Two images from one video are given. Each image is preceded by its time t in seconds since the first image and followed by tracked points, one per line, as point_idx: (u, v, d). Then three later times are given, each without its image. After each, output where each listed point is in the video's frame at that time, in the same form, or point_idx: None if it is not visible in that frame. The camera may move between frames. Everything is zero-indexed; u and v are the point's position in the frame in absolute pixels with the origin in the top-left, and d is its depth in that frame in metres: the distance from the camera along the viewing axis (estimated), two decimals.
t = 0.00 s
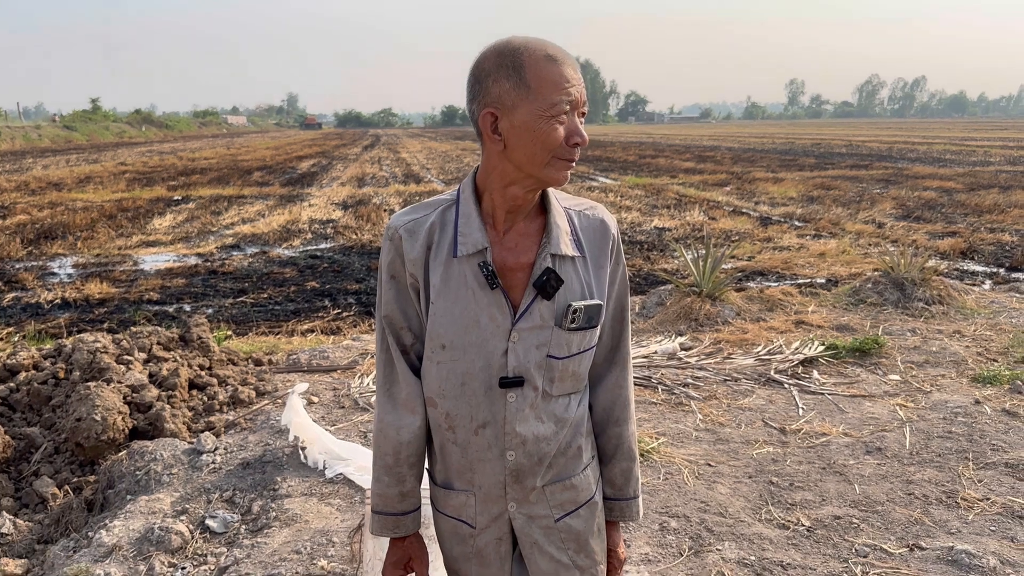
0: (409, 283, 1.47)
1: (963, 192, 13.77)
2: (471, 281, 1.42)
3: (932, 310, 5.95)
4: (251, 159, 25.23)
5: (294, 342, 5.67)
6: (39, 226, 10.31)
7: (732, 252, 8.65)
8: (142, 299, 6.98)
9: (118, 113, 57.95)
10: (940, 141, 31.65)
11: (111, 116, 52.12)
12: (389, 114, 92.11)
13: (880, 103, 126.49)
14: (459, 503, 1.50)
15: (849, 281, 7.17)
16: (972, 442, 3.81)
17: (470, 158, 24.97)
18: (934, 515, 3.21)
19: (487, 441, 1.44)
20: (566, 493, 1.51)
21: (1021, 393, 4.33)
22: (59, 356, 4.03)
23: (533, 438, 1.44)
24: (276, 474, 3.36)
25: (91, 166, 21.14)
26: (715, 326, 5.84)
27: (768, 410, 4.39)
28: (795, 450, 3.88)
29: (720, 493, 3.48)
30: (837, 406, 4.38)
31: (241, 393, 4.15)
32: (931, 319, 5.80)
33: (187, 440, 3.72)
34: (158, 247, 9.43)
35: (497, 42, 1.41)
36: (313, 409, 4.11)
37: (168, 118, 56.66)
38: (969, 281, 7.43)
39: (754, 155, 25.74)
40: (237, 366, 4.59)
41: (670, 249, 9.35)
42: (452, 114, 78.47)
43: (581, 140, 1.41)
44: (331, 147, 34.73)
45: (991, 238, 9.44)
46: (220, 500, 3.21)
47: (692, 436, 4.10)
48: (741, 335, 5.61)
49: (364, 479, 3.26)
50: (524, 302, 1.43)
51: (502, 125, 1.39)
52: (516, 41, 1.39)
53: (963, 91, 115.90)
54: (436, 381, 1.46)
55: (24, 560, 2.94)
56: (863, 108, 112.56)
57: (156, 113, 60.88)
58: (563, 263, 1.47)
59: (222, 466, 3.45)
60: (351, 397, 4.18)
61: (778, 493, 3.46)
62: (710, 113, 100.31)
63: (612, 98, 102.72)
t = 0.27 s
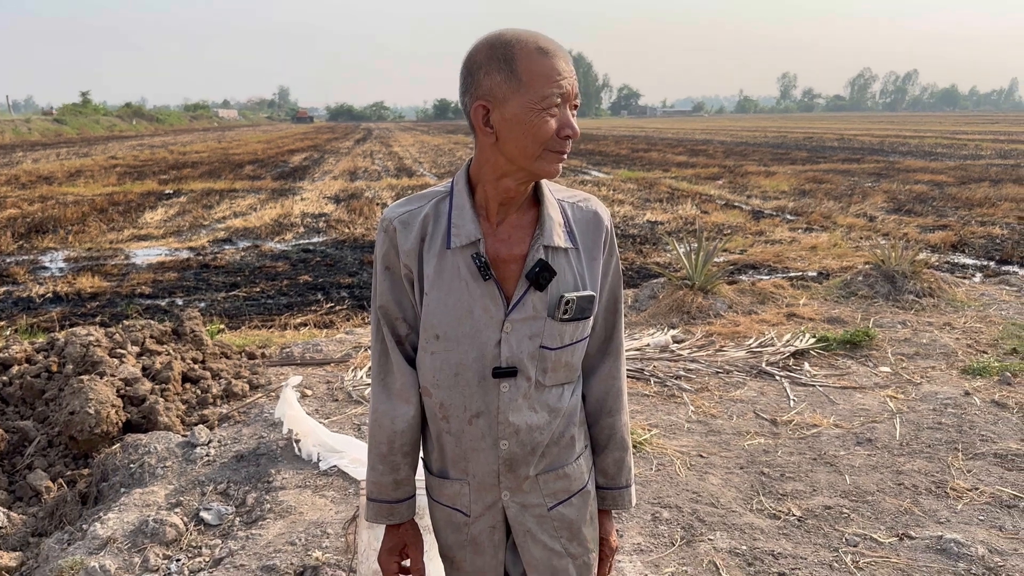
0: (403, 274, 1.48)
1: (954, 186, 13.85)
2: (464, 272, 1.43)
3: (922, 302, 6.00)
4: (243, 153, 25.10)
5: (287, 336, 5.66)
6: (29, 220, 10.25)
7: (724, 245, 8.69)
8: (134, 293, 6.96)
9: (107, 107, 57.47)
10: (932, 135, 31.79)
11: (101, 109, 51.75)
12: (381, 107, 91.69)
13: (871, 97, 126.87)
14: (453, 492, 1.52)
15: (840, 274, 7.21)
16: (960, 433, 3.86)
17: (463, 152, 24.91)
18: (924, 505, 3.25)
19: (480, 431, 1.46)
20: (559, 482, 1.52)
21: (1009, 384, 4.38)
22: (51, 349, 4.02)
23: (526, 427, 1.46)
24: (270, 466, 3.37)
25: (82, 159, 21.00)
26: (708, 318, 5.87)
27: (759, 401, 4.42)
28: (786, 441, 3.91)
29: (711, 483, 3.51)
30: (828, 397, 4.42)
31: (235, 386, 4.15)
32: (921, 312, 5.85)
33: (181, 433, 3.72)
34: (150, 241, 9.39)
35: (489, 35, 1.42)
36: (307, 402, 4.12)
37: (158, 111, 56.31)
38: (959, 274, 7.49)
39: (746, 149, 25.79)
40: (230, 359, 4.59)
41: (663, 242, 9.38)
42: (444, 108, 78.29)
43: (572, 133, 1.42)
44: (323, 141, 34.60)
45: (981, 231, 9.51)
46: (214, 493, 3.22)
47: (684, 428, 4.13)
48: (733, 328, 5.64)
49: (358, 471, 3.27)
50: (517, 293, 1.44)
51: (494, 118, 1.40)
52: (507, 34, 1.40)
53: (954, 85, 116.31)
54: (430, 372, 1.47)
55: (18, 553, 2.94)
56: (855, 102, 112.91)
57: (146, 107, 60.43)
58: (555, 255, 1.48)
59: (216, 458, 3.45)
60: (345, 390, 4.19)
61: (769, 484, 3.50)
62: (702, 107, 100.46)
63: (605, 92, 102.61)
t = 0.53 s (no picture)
0: (403, 268, 1.47)
1: (944, 181, 13.93)
2: (463, 267, 1.42)
3: (914, 297, 6.03)
4: (234, 148, 24.94)
5: (280, 331, 5.64)
6: (18, 215, 10.16)
7: (718, 240, 8.71)
8: (126, 288, 6.91)
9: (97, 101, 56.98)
10: (922, 131, 31.95)
11: (90, 104, 51.37)
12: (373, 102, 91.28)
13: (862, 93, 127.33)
14: (452, 487, 1.51)
15: (833, 269, 7.24)
16: (953, 426, 3.88)
17: (455, 147, 24.85)
18: (917, 499, 3.27)
19: (479, 425, 1.45)
20: (558, 477, 1.52)
21: (1001, 377, 4.41)
22: (43, 345, 3.99)
23: (525, 422, 1.45)
24: (264, 462, 3.35)
25: (71, 155, 20.85)
26: (701, 313, 5.89)
27: (753, 396, 4.44)
28: (780, 436, 3.93)
29: (707, 477, 3.53)
30: (822, 391, 4.44)
31: (228, 382, 4.13)
32: (914, 306, 5.88)
33: (174, 430, 3.70)
34: (141, 236, 9.33)
35: (487, 30, 1.41)
36: (301, 398, 4.10)
37: (148, 106, 55.93)
38: (951, 268, 7.53)
39: (738, 144, 25.84)
40: (224, 355, 4.56)
41: (656, 237, 9.39)
42: (436, 102, 78.07)
43: (571, 127, 1.41)
44: (315, 135, 34.39)
45: (972, 226, 9.57)
46: (209, 489, 3.20)
47: (679, 423, 4.14)
48: (727, 322, 5.66)
49: (353, 466, 3.26)
50: (515, 288, 1.43)
51: (492, 113, 1.39)
52: (506, 29, 1.39)
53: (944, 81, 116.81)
54: (429, 367, 1.46)
55: (11, 551, 2.92)
56: (845, 97, 113.31)
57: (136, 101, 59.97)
58: (554, 250, 1.47)
59: (210, 455, 3.44)
60: (339, 385, 4.18)
61: (764, 478, 3.51)
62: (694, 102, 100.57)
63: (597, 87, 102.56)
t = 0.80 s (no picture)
0: (403, 267, 1.46)
1: (936, 178, 13.99)
2: (463, 265, 1.42)
3: (908, 293, 6.06)
4: (225, 145, 24.81)
5: (275, 330, 5.61)
6: (9, 214, 10.07)
7: (712, 237, 8.72)
8: (118, 288, 6.86)
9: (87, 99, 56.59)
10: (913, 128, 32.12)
11: (80, 102, 51.02)
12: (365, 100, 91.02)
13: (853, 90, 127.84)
14: (452, 485, 1.50)
15: (827, 266, 7.27)
16: (949, 423, 3.90)
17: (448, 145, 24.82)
18: (914, 495, 3.28)
19: (479, 423, 1.44)
20: (558, 474, 1.51)
21: (995, 374, 4.43)
22: (37, 345, 3.96)
23: (525, 420, 1.44)
24: (260, 462, 3.34)
25: (61, 153, 20.71)
26: (697, 310, 5.89)
27: (749, 393, 4.45)
28: (776, 433, 3.94)
29: (704, 475, 3.53)
30: (817, 388, 4.45)
31: (223, 381, 4.11)
32: (908, 303, 5.90)
33: (170, 429, 3.67)
34: (134, 235, 9.26)
35: (487, 28, 1.40)
36: (297, 397, 4.08)
37: (139, 104, 55.61)
38: (944, 265, 7.57)
39: (731, 141, 25.89)
40: (219, 354, 4.54)
41: (650, 235, 9.40)
42: (428, 100, 77.93)
43: (570, 125, 1.40)
44: (307, 133, 34.27)
45: (964, 222, 9.62)
46: (205, 489, 3.19)
47: (675, 420, 4.14)
48: (722, 320, 5.67)
49: (350, 465, 3.25)
50: (516, 285, 1.42)
51: (492, 111, 1.38)
52: (505, 26, 1.38)
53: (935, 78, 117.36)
54: (429, 365, 1.45)
55: (5, 552, 2.90)
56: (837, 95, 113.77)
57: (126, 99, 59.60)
58: (554, 248, 1.46)
59: (205, 454, 3.42)
60: (335, 385, 4.16)
61: (761, 475, 3.52)
62: (686, 100, 100.77)
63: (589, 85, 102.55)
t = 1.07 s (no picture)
0: (416, 271, 1.45)
1: (936, 175, 14.00)
2: (476, 269, 1.40)
3: (910, 292, 6.07)
4: (224, 145, 24.77)
5: (277, 331, 5.61)
6: (9, 215, 10.05)
7: (713, 236, 8.72)
8: (120, 289, 6.85)
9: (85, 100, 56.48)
10: (912, 125, 32.14)
11: (78, 102, 50.95)
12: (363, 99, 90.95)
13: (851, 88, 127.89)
14: (465, 488, 1.49)
15: (828, 264, 7.27)
16: (954, 422, 3.90)
17: (447, 144, 24.80)
18: (920, 495, 3.29)
19: (493, 426, 1.43)
20: (570, 477, 1.49)
21: (999, 372, 4.44)
22: (40, 347, 3.95)
23: (538, 423, 1.43)
24: (266, 463, 3.33)
25: (59, 153, 20.64)
26: (699, 310, 5.89)
27: (753, 392, 4.45)
28: (782, 432, 3.94)
29: (709, 475, 3.53)
30: (821, 388, 4.46)
31: (227, 382, 4.11)
32: (910, 301, 5.91)
33: (174, 431, 3.67)
34: (134, 236, 9.25)
35: (500, 32, 1.38)
36: (301, 398, 4.08)
37: (136, 104, 55.53)
38: (945, 263, 7.57)
39: (730, 139, 25.89)
40: (222, 356, 4.53)
41: (651, 234, 9.40)
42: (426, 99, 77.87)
43: (583, 128, 1.38)
44: (305, 133, 34.22)
45: (964, 220, 9.62)
46: (210, 491, 3.18)
47: (680, 420, 4.14)
48: (725, 319, 5.67)
49: (356, 466, 3.25)
50: (529, 288, 1.41)
51: (505, 115, 1.36)
52: (518, 31, 1.36)
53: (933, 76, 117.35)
54: (442, 368, 1.44)
55: (12, 555, 2.89)
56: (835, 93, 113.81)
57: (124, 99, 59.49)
58: (567, 251, 1.44)
59: (211, 456, 3.41)
60: (339, 386, 4.16)
61: (767, 475, 3.52)
62: (684, 98, 100.78)
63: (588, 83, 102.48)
